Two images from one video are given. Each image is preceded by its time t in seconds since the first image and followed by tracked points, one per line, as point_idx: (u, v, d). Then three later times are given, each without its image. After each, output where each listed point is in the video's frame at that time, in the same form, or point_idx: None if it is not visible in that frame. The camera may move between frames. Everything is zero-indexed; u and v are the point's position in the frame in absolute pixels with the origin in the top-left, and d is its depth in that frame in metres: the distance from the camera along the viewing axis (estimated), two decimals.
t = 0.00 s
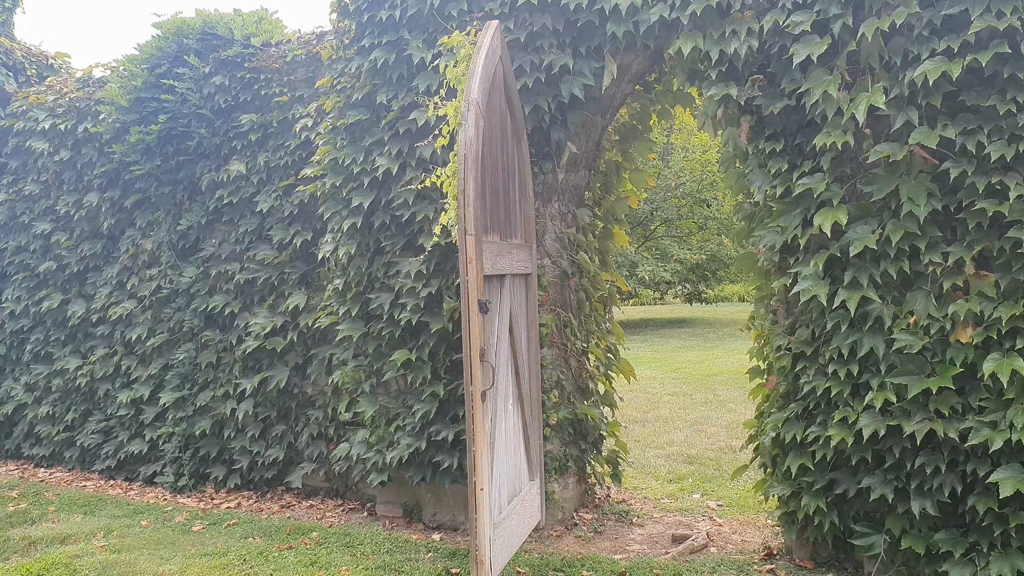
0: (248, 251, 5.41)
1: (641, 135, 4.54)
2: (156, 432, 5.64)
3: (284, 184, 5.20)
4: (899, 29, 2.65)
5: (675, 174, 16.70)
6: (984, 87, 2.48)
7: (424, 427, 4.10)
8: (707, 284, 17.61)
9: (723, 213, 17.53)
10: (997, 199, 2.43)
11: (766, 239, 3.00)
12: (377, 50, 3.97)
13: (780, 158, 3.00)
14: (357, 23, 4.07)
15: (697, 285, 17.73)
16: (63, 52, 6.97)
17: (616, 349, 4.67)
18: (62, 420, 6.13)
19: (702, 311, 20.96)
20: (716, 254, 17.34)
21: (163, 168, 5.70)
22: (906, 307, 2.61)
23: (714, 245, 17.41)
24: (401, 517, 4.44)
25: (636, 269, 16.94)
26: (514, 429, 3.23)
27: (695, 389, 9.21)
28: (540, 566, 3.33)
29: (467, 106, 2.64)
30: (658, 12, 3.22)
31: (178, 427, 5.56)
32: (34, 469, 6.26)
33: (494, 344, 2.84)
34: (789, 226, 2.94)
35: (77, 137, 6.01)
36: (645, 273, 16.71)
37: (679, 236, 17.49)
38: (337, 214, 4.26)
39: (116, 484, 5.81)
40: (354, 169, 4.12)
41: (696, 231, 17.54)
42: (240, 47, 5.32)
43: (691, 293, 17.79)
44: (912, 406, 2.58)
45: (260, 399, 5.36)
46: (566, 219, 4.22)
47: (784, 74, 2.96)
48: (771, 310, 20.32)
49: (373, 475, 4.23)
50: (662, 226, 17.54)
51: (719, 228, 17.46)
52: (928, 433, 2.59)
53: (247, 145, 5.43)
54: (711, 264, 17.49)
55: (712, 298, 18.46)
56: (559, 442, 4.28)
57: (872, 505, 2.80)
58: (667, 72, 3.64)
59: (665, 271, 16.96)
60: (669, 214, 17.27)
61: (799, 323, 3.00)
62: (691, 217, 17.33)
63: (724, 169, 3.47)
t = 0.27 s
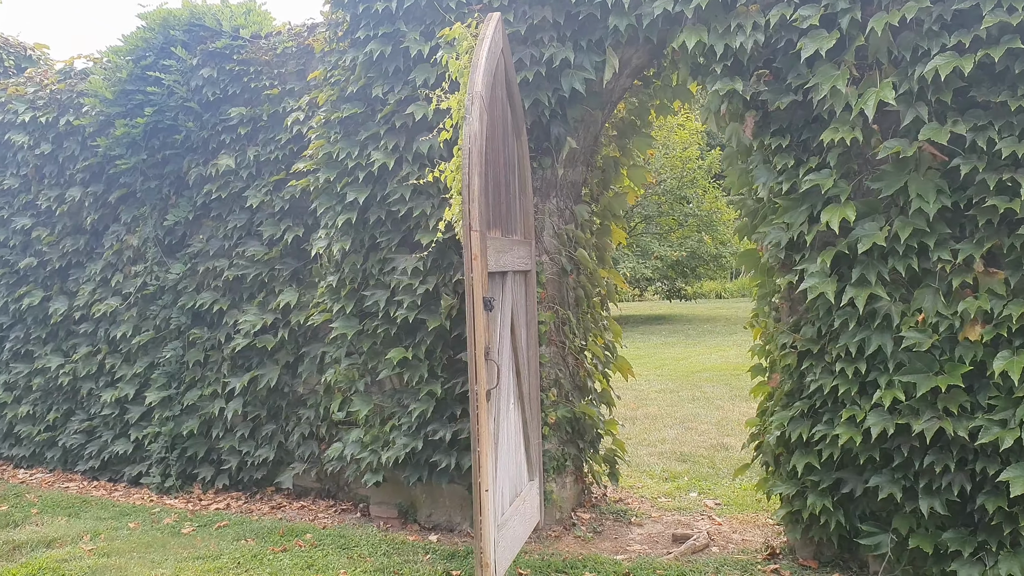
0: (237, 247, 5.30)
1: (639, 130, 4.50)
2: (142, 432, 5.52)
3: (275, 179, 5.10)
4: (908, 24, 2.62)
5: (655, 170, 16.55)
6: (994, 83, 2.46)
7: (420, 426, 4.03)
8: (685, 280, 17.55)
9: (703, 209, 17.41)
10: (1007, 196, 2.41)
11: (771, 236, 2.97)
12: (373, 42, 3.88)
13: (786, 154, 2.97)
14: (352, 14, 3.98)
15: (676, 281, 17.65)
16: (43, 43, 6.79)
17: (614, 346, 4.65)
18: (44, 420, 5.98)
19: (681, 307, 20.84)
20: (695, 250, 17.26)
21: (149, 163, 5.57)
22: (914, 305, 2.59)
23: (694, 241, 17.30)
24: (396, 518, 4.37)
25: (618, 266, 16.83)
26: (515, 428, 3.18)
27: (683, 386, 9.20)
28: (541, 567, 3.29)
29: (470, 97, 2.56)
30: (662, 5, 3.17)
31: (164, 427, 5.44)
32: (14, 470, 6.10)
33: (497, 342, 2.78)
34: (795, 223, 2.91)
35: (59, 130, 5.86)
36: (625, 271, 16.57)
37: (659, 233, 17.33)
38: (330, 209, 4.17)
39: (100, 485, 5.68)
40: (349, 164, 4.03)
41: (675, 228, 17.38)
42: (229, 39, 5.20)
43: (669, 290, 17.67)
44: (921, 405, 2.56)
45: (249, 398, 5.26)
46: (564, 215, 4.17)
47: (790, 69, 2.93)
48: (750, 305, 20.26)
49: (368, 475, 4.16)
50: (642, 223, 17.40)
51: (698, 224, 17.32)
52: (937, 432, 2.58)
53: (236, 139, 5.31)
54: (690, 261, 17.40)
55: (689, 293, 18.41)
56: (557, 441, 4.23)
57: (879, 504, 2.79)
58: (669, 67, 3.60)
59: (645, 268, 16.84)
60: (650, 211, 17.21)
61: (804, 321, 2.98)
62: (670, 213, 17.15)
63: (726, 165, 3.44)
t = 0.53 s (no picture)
0: (218, 245, 5.19)
1: (628, 129, 4.47)
2: (119, 434, 5.39)
3: (257, 177, 5.00)
4: (903, 25, 2.62)
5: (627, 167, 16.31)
6: (988, 84, 2.47)
7: (408, 427, 3.97)
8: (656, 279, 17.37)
9: (673, 207, 17.26)
10: (1001, 197, 2.43)
11: (765, 236, 2.97)
12: (360, 38, 3.80)
13: (780, 154, 2.96)
14: (338, 9, 3.90)
15: (646, 279, 17.34)
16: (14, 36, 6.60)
17: (601, 346, 4.62)
18: (16, 423, 5.81)
19: (652, 306, 20.65)
20: (666, 248, 17.10)
21: (126, 159, 5.43)
22: (908, 305, 2.60)
23: (665, 239, 17.14)
24: (382, 520, 4.30)
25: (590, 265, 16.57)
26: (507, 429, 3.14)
27: (661, 383, 9.22)
28: (533, 569, 3.25)
29: (465, 95, 2.52)
30: (655, 3, 3.15)
31: (142, 429, 5.31)
32: None
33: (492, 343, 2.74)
34: (788, 223, 2.91)
35: (31, 125, 5.70)
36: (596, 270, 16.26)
37: (630, 231, 17.13)
38: (315, 207, 4.09)
39: (75, 489, 5.54)
40: (335, 161, 3.95)
41: (646, 225, 17.25)
42: (209, 34, 5.09)
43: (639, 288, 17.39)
44: (915, 404, 2.57)
45: (230, 400, 5.16)
46: (553, 214, 4.14)
47: (784, 69, 2.92)
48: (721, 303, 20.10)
49: (354, 477, 4.09)
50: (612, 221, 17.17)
51: (668, 221, 17.16)
52: (931, 431, 2.59)
53: (217, 136, 5.19)
54: (662, 259, 17.15)
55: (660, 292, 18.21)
56: (546, 442, 4.20)
57: (872, 503, 2.80)
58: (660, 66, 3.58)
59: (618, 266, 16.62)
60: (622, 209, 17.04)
61: (797, 321, 2.98)
62: (642, 212, 17.02)
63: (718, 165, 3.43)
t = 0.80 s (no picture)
0: (200, 242, 5.07)
1: (618, 127, 4.45)
2: (96, 435, 5.25)
3: (240, 172, 4.89)
4: (899, 24, 2.64)
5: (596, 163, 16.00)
6: (984, 83, 2.50)
7: (398, 426, 3.92)
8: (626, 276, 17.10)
9: (644, 204, 16.92)
10: (997, 195, 2.45)
11: (760, 233, 2.97)
12: (349, 32, 3.72)
13: (775, 152, 2.97)
14: (326, 2, 3.83)
15: (617, 277, 17.10)
16: None
17: (591, 343, 4.56)
18: None
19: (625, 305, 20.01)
20: (638, 246, 16.63)
21: (104, 154, 5.28)
22: (903, 302, 2.63)
23: (636, 236, 16.70)
24: (371, 520, 4.23)
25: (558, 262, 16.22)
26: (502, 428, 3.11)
27: (637, 380, 9.24)
28: (529, 569, 3.23)
29: (463, 90, 2.48)
30: None
31: (121, 429, 5.19)
32: None
33: (490, 341, 2.71)
34: (783, 220, 2.92)
35: (4, 119, 5.54)
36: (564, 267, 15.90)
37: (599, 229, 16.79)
38: (302, 203, 4.01)
39: (50, 491, 5.39)
40: (323, 157, 3.87)
41: (616, 223, 16.85)
42: (191, 26, 4.98)
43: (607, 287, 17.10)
44: (911, 401, 2.60)
45: (213, 399, 5.05)
46: (544, 211, 4.11)
47: (779, 67, 2.93)
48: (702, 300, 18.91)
49: (342, 477, 4.03)
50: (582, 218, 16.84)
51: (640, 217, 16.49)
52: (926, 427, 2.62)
53: (198, 131, 5.07)
54: (633, 256, 16.76)
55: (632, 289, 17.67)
56: (536, 440, 4.18)
57: (867, 499, 2.83)
58: (654, 62, 3.56)
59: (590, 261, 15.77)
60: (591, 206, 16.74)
61: (791, 318, 2.99)
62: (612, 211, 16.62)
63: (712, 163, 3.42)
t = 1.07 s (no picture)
0: (186, 240, 4.97)
1: (612, 126, 4.43)
2: (78, 437, 5.13)
3: (228, 169, 4.80)
4: (900, 25, 2.66)
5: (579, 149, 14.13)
6: (984, 85, 2.53)
7: (393, 427, 3.87)
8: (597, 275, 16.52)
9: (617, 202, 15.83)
10: (998, 195, 2.49)
11: (760, 232, 2.98)
12: (343, 28, 3.66)
13: (775, 151, 2.97)
14: None
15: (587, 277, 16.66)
16: None
17: (584, 342, 4.52)
18: None
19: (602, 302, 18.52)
20: (609, 244, 15.82)
21: (87, 150, 5.13)
22: (903, 301, 2.66)
23: (608, 236, 15.73)
24: (363, 522, 4.16)
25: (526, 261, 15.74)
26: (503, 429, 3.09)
27: (623, 378, 9.25)
28: (529, 570, 3.21)
29: (468, 87, 2.44)
30: None
31: (104, 431, 5.06)
32: None
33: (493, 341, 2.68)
34: (783, 219, 2.94)
35: None
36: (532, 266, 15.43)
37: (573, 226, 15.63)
38: (294, 201, 3.93)
39: (30, 494, 5.26)
40: (316, 154, 3.80)
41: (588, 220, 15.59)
42: (176, 21, 4.87)
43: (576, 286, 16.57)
44: (911, 399, 2.63)
45: (199, 400, 4.95)
46: (539, 209, 4.08)
47: (780, 66, 2.94)
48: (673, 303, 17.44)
49: (335, 478, 3.97)
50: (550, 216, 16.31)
51: (611, 217, 15.52)
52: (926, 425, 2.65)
53: (184, 127, 4.96)
54: (606, 255, 15.89)
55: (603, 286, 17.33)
56: (531, 440, 4.16)
57: (866, 497, 2.86)
58: (652, 61, 3.55)
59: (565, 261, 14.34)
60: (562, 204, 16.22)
61: (791, 317, 3.01)
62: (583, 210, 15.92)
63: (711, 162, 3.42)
